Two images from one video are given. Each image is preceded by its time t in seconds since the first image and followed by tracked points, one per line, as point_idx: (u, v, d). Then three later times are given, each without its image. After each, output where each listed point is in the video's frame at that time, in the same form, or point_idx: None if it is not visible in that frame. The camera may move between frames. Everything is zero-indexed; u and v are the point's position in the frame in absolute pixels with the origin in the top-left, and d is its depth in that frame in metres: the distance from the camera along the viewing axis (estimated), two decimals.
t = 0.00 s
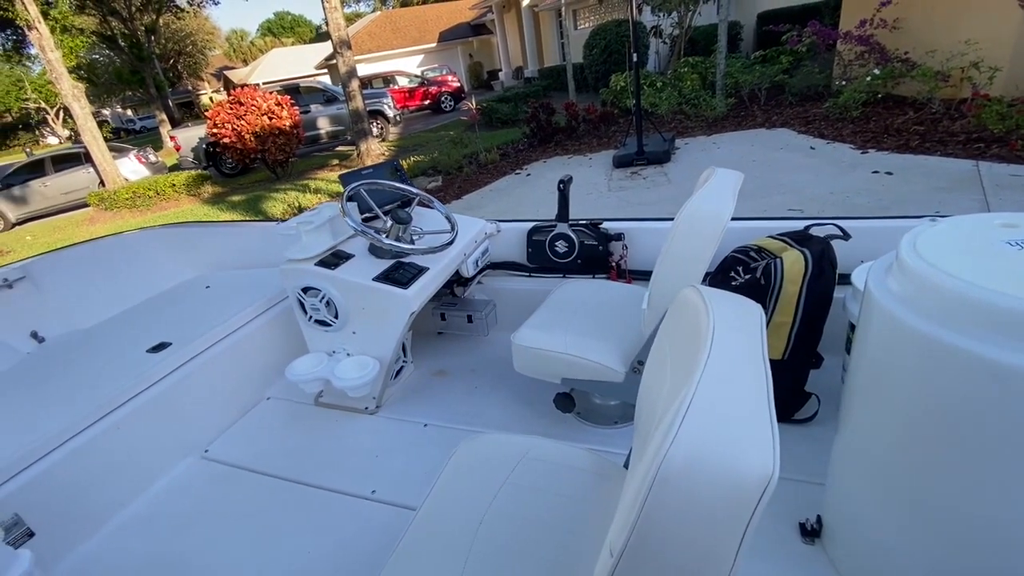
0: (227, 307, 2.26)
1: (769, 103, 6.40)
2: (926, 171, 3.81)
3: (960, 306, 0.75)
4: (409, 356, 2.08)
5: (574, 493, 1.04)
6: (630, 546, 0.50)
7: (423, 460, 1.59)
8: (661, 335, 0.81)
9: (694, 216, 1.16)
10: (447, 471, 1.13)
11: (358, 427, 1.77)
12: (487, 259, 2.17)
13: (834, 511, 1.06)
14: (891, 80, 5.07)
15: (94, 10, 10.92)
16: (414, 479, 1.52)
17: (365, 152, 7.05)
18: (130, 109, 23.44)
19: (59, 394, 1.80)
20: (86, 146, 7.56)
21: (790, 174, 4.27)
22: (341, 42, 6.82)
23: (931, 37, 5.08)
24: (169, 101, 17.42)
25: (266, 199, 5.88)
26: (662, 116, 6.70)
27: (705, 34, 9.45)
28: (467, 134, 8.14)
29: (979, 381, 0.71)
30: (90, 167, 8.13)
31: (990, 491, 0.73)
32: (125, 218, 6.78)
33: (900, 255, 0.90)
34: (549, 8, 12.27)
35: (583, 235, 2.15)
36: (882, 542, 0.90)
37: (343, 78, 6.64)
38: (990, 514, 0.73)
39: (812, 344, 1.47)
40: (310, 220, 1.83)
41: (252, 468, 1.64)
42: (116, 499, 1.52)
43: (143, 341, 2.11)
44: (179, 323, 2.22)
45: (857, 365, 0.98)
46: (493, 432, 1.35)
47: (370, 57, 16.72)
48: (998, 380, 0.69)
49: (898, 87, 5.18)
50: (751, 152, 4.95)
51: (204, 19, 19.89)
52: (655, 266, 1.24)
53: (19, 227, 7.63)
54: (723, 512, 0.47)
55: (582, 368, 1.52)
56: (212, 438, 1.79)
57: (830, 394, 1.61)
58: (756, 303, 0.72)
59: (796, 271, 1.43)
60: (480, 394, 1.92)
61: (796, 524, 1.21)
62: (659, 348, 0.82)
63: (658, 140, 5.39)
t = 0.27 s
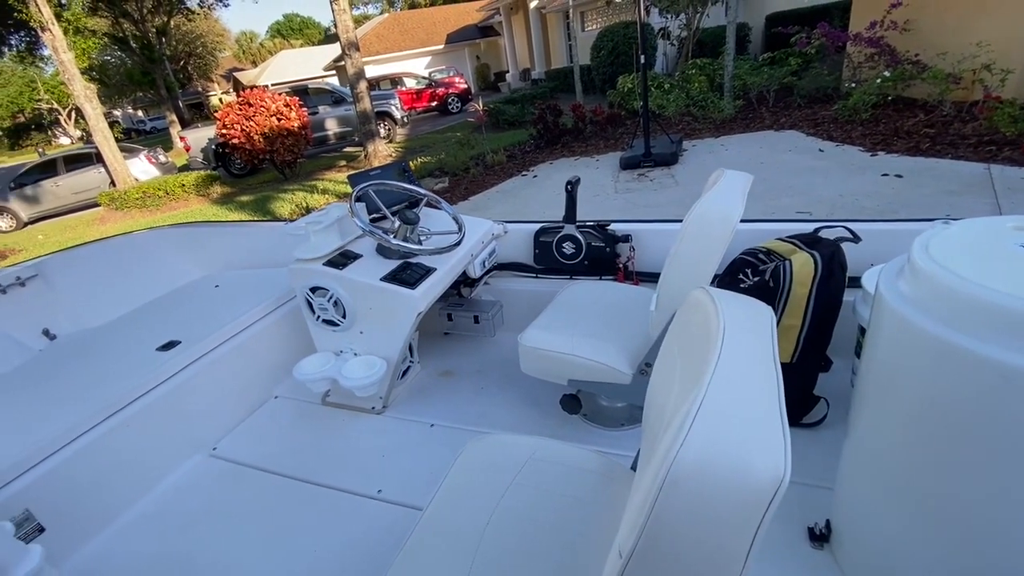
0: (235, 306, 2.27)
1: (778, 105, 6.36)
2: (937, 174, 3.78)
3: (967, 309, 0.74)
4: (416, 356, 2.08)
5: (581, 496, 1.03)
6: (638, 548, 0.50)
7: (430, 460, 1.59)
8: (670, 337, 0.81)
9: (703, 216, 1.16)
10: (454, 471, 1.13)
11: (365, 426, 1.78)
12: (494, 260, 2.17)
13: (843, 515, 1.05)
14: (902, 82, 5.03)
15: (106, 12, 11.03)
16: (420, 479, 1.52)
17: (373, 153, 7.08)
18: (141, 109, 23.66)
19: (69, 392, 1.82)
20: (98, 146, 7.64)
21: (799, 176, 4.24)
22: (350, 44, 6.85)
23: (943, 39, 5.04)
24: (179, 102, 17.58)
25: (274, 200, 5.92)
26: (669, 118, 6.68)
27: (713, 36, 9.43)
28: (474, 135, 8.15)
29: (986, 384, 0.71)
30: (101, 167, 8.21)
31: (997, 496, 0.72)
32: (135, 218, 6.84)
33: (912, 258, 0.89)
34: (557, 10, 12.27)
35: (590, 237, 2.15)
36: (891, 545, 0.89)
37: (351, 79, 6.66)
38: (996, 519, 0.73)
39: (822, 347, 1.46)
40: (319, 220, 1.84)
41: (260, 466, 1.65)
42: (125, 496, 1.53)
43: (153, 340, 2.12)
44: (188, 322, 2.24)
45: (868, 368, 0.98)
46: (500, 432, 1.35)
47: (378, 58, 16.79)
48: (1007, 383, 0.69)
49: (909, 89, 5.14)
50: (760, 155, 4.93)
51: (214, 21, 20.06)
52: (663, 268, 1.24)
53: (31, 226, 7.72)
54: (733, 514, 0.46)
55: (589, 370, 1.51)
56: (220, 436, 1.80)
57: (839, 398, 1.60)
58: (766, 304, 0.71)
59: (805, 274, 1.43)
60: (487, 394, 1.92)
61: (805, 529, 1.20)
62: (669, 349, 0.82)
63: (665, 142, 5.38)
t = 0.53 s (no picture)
0: (245, 306, 2.29)
1: (787, 107, 6.33)
2: (949, 177, 3.74)
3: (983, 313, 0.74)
4: (424, 357, 2.08)
5: (591, 497, 1.03)
6: (651, 550, 0.50)
7: (438, 461, 1.59)
8: (682, 339, 0.81)
9: (713, 219, 1.16)
10: (463, 472, 1.13)
11: (374, 426, 1.79)
12: (502, 262, 2.17)
13: (855, 521, 1.04)
14: (913, 84, 4.99)
15: (120, 14, 11.16)
16: (428, 480, 1.52)
17: (381, 155, 7.10)
18: (153, 110, 23.90)
19: (82, 389, 1.84)
20: (110, 146, 7.72)
21: (809, 179, 4.22)
22: (359, 46, 6.88)
23: (955, 41, 4.99)
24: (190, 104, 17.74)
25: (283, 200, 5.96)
26: (678, 120, 6.66)
27: (722, 38, 9.39)
28: (482, 137, 8.17)
29: (1001, 389, 0.70)
30: (113, 167, 8.30)
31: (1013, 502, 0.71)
32: (146, 218, 6.90)
33: (927, 261, 0.89)
34: (565, 12, 12.28)
35: (599, 238, 2.15)
36: (904, 552, 0.88)
37: (360, 81, 6.70)
38: (1010, 525, 0.72)
39: (833, 350, 1.45)
40: (329, 220, 1.84)
41: (269, 465, 1.66)
42: (136, 493, 1.54)
43: (164, 339, 2.14)
44: (199, 321, 2.26)
45: (881, 372, 0.97)
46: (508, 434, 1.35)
47: (387, 60, 16.87)
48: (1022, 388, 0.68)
49: (921, 92, 5.09)
50: (769, 157, 4.90)
51: (224, 24, 20.24)
52: (674, 271, 1.24)
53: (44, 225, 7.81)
54: (748, 517, 0.46)
55: (598, 371, 1.51)
56: (229, 435, 1.81)
57: (850, 402, 1.59)
58: (779, 307, 0.71)
59: (817, 277, 1.42)
60: (494, 396, 1.92)
61: (815, 534, 1.19)
62: (681, 351, 0.81)
63: (673, 144, 5.36)
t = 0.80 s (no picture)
0: (256, 305, 2.31)
1: (797, 109, 6.30)
2: (961, 180, 3.71)
3: (998, 317, 0.73)
4: (433, 357, 2.09)
5: (601, 498, 1.04)
6: (666, 549, 0.50)
7: (448, 461, 1.60)
8: (694, 341, 0.81)
9: (725, 222, 1.15)
10: (473, 472, 1.13)
11: (383, 426, 1.80)
12: (511, 263, 2.18)
13: (866, 525, 1.04)
14: (926, 87, 4.95)
15: (133, 17, 11.29)
16: (438, 479, 1.53)
17: (389, 156, 7.14)
18: (164, 112, 24.15)
19: (96, 386, 1.86)
20: (123, 147, 7.81)
21: (819, 181, 4.19)
22: (368, 48, 6.92)
23: (969, 43, 4.94)
24: (202, 105, 17.91)
25: (292, 201, 6.00)
26: (686, 122, 6.65)
27: (731, 40, 9.37)
28: (490, 138, 8.19)
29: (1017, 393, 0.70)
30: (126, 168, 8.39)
31: None
32: (158, 218, 6.98)
33: (942, 264, 0.88)
34: (574, 14, 12.29)
35: (608, 240, 2.14)
36: (916, 557, 0.87)
37: (369, 83, 6.73)
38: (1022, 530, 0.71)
39: (845, 354, 1.44)
40: (341, 221, 1.86)
41: (280, 463, 1.67)
42: (150, 489, 1.56)
43: (176, 337, 2.17)
44: (211, 320, 2.28)
45: (893, 375, 0.96)
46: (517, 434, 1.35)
47: (396, 62, 16.95)
48: None
49: (933, 94, 5.06)
50: (778, 159, 4.88)
51: (235, 26, 20.42)
52: (685, 272, 1.24)
53: (57, 225, 7.91)
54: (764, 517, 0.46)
55: (607, 373, 1.51)
56: (241, 432, 1.83)
57: (862, 407, 1.58)
58: (792, 308, 0.71)
59: (829, 280, 1.41)
60: (503, 396, 1.92)
61: (826, 539, 1.18)
62: (694, 353, 0.81)
63: (682, 146, 5.35)
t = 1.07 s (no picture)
0: (268, 305, 2.33)
1: (808, 111, 6.26)
2: (975, 183, 3.67)
3: (1013, 321, 0.73)
4: (442, 357, 2.10)
5: (610, 499, 1.04)
6: (680, 548, 0.50)
7: (457, 460, 1.61)
8: (707, 344, 0.81)
9: (736, 225, 1.15)
10: (482, 471, 1.14)
11: (393, 425, 1.81)
12: (521, 264, 2.18)
13: (878, 529, 1.03)
14: (940, 89, 4.90)
15: (148, 19, 11.43)
16: (447, 479, 1.54)
17: (398, 157, 7.17)
18: (177, 112, 24.41)
19: (112, 383, 1.89)
20: (137, 147, 7.90)
21: (830, 184, 4.17)
22: (378, 50, 6.96)
23: (983, 44, 4.87)
24: (213, 106, 18.09)
25: (302, 202, 6.05)
26: (696, 124, 6.62)
27: (742, 41, 9.33)
28: (499, 140, 8.21)
29: None
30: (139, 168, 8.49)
31: None
32: (170, 218, 7.05)
33: (956, 268, 0.88)
34: (584, 16, 12.30)
35: (618, 242, 2.15)
36: (928, 562, 0.87)
37: (379, 84, 6.77)
38: None
39: (856, 358, 1.44)
40: (353, 222, 1.87)
41: (291, 461, 1.69)
42: (164, 484, 1.58)
43: (190, 335, 2.19)
44: (224, 319, 2.30)
45: (906, 380, 0.96)
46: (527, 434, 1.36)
47: (405, 64, 17.03)
48: None
49: (947, 96, 5.00)
50: (789, 162, 4.85)
51: (247, 28, 20.61)
52: (696, 275, 1.24)
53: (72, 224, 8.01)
54: (775, 517, 0.47)
55: (617, 375, 1.51)
56: (253, 430, 1.85)
57: (873, 411, 1.57)
58: (806, 312, 0.71)
59: (841, 284, 1.41)
60: (512, 397, 1.93)
61: (836, 544, 1.18)
62: (707, 354, 0.82)
63: (692, 148, 5.33)
